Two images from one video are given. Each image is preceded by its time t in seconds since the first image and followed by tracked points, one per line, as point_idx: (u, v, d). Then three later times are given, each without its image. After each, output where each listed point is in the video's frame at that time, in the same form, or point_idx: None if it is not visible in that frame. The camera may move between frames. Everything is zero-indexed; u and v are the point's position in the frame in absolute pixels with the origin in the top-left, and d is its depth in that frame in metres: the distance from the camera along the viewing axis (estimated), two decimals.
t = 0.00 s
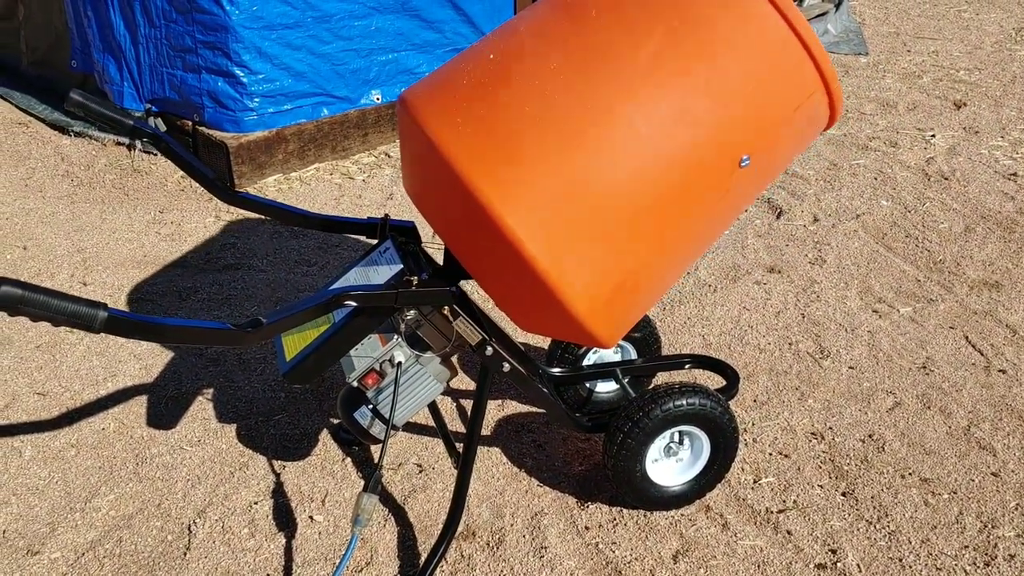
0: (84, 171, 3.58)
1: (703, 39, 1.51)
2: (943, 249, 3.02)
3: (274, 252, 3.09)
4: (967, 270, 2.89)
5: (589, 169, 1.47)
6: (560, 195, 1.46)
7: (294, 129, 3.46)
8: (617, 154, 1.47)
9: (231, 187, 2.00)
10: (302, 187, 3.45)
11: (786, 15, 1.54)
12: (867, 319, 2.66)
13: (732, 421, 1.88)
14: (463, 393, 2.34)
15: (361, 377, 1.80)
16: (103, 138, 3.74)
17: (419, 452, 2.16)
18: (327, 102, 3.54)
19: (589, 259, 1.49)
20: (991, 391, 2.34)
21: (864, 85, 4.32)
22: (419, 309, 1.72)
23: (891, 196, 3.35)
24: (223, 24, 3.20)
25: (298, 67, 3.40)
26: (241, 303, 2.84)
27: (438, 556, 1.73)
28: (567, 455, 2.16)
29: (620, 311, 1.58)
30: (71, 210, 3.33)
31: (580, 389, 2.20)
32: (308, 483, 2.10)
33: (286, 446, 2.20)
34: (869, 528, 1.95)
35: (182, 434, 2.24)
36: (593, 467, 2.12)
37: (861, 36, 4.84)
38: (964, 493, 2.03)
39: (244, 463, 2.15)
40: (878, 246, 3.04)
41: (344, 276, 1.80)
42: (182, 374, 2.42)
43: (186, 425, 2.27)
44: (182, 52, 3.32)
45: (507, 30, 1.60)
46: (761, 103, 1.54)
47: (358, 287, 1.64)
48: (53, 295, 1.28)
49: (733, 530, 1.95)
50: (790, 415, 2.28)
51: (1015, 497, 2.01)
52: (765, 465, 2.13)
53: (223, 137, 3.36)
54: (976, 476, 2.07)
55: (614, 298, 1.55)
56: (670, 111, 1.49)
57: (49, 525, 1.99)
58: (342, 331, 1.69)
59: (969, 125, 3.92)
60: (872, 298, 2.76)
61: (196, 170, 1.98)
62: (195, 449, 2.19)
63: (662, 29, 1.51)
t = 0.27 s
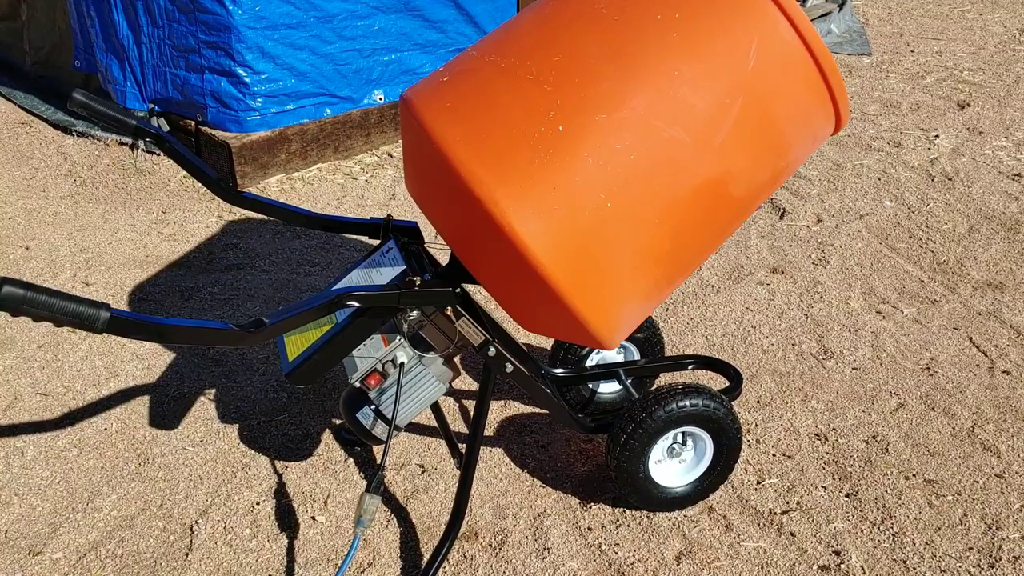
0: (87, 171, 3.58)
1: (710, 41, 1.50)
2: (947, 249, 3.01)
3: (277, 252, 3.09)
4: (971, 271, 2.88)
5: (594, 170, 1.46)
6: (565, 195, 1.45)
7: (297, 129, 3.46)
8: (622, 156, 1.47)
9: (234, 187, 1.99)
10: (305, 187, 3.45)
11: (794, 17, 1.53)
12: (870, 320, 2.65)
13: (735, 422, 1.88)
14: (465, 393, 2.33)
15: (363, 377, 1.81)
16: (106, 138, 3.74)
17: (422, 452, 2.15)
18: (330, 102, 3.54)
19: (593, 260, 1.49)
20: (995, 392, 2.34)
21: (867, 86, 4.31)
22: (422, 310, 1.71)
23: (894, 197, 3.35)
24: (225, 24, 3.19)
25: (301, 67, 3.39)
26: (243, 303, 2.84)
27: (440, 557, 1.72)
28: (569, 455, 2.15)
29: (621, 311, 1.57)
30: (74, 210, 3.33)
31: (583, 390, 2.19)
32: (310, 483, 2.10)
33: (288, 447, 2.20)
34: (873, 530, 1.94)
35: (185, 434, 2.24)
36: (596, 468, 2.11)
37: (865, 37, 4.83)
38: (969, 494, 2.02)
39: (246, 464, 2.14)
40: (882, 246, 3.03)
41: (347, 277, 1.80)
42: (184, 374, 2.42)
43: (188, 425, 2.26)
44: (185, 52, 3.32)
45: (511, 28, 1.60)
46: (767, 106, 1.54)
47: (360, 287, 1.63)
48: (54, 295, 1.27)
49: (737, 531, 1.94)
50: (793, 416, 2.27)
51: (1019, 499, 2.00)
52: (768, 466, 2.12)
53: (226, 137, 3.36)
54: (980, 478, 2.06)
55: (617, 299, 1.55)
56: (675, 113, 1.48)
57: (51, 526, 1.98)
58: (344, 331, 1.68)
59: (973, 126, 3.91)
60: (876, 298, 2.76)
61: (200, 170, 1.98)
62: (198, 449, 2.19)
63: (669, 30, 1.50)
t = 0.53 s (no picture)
0: (87, 168, 3.58)
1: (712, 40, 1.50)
2: (948, 247, 3.01)
3: (277, 249, 3.08)
4: (972, 269, 2.88)
5: (596, 169, 1.46)
6: (567, 194, 1.45)
7: (297, 126, 3.46)
8: (624, 155, 1.47)
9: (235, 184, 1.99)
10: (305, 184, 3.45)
11: (795, 17, 1.53)
12: (871, 318, 2.65)
13: (736, 420, 1.87)
14: (465, 391, 2.33)
15: (364, 375, 1.80)
16: (106, 136, 3.74)
17: (422, 450, 2.15)
18: (330, 99, 3.53)
19: (594, 259, 1.49)
20: (996, 390, 2.33)
21: (868, 84, 4.31)
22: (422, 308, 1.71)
23: (895, 194, 3.34)
24: (226, 22, 3.19)
25: (301, 64, 3.39)
26: (244, 300, 2.83)
27: (441, 554, 1.72)
28: (570, 453, 2.15)
29: (622, 310, 1.57)
30: (74, 208, 3.32)
31: (583, 388, 2.19)
32: (310, 481, 2.09)
33: (288, 444, 2.20)
34: (874, 528, 1.94)
35: (184, 432, 2.23)
36: (597, 466, 2.11)
37: (866, 34, 4.82)
38: (969, 492, 2.02)
39: (246, 462, 2.14)
40: (883, 244, 3.03)
41: (347, 275, 1.80)
42: (184, 372, 2.42)
43: (188, 423, 2.26)
44: (185, 50, 3.32)
45: (511, 26, 1.59)
46: (768, 106, 1.54)
47: (360, 284, 1.63)
48: (54, 292, 1.27)
49: (737, 529, 1.94)
50: (794, 414, 2.27)
51: (1020, 497, 2.00)
52: (769, 464, 2.12)
53: (226, 135, 3.35)
54: (981, 476, 2.06)
55: (618, 298, 1.55)
56: (677, 112, 1.48)
57: (50, 523, 1.98)
58: (344, 328, 1.68)
59: (974, 123, 3.90)
60: (877, 296, 2.75)
61: (200, 168, 1.98)
62: (198, 447, 2.19)
63: (671, 29, 1.50)
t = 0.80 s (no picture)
0: (85, 167, 3.57)
1: (712, 38, 1.49)
2: (946, 246, 3.00)
3: (275, 248, 3.08)
4: (971, 268, 2.87)
5: (596, 170, 1.46)
6: (567, 194, 1.45)
7: (295, 125, 3.45)
8: (624, 155, 1.46)
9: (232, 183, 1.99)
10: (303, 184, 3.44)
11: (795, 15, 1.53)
12: (870, 317, 2.64)
13: (734, 419, 1.87)
14: (463, 390, 2.33)
15: (361, 374, 1.80)
16: (104, 135, 3.73)
17: (420, 450, 2.15)
18: (328, 98, 3.52)
19: (594, 259, 1.49)
20: (994, 389, 2.33)
21: (867, 82, 4.30)
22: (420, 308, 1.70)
23: (894, 193, 3.34)
24: (223, 21, 3.18)
25: (299, 63, 3.38)
26: (241, 300, 2.83)
27: (439, 554, 1.72)
28: (568, 453, 2.15)
29: (622, 311, 1.57)
30: (72, 207, 3.32)
31: (581, 387, 2.19)
32: (308, 481, 2.09)
33: (286, 444, 2.19)
34: (872, 527, 1.93)
35: (182, 431, 2.23)
36: (595, 465, 2.11)
37: (864, 32, 4.82)
38: (968, 491, 2.01)
39: (244, 461, 2.14)
40: (881, 243, 3.02)
41: (344, 275, 1.80)
42: (182, 372, 2.41)
43: (186, 422, 2.26)
44: (183, 49, 3.31)
45: (511, 28, 1.59)
46: (768, 104, 1.53)
47: (357, 283, 1.62)
48: (51, 292, 1.27)
49: (735, 528, 1.94)
50: (792, 413, 2.27)
51: (1018, 496, 2.00)
52: (767, 463, 2.12)
53: (224, 134, 3.35)
54: (979, 475, 2.06)
55: (618, 299, 1.54)
56: (677, 111, 1.48)
57: (48, 523, 1.98)
58: (342, 328, 1.68)
59: (972, 122, 3.90)
60: (875, 295, 2.75)
61: (197, 167, 1.98)
62: (196, 447, 2.19)
63: (670, 27, 1.50)
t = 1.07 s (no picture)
0: (82, 168, 3.57)
1: (712, 43, 1.49)
2: (944, 245, 3.01)
3: (273, 249, 3.08)
4: (968, 267, 2.88)
5: (595, 173, 1.45)
6: (565, 198, 1.45)
7: (293, 125, 3.45)
8: (622, 159, 1.46)
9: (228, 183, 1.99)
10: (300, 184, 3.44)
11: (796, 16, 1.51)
12: (867, 316, 2.65)
13: (732, 419, 1.87)
14: (461, 391, 2.33)
15: (359, 375, 1.80)
16: (101, 135, 3.73)
17: (418, 450, 2.15)
18: (326, 98, 3.52)
19: (593, 261, 1.49)
20: (992, 389, 2.33)
21: (864, 82, 4.30)
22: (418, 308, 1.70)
23: (891, 193, 3.34)
24: (221, 21, 3.18)
25: (297, 63, 3.38)
26: (239, 300, 2.83)
27: (437, 554, 1.72)
28: (566, 453, 2.15)
29: (621, 313, 1.57)
30: (69, 207, 3.32)
31: (579, 387, 2.19)
32: (306, 481, 2.09)
33: (284, 445, 2.19)
34: (870, 527, 1.94)
35: (180, 432, 2.23)
36: (593, 465, 2.11)
37: (862, 32, 4.82)
38: (966, 491, 2.02)
39: (242, 462, 2.14)
40: (879, 243, 3.03)
41: (342, 275, 1.80)
42: (180, 372, 2.41)
43: (184, 423, 2.26)
44: (180, 49, 3.31)
45: (511, 29, 1.59)
46: (768, 107, 1.53)
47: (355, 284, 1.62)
48: (49, 293, 1.26)
49: (733, 528, 1.94)
50: (790, 413, 2.27)
51: (1016, 495, 2.00)
52: (765, 463, 2.12)
53: (222, 134, 3.35)
54: (977, 475, 2.06)
55: (616, 301, 1.54)
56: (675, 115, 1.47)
57: (46, 524, 1.98)
58: (340, 328, 1.68)
59: (970, 121, 3.90)
60: (873, 295, 2.75)
61: (194, 167, 1.97)
62: (194, 447, 2.18)
63: (670, 31, 1.50)
